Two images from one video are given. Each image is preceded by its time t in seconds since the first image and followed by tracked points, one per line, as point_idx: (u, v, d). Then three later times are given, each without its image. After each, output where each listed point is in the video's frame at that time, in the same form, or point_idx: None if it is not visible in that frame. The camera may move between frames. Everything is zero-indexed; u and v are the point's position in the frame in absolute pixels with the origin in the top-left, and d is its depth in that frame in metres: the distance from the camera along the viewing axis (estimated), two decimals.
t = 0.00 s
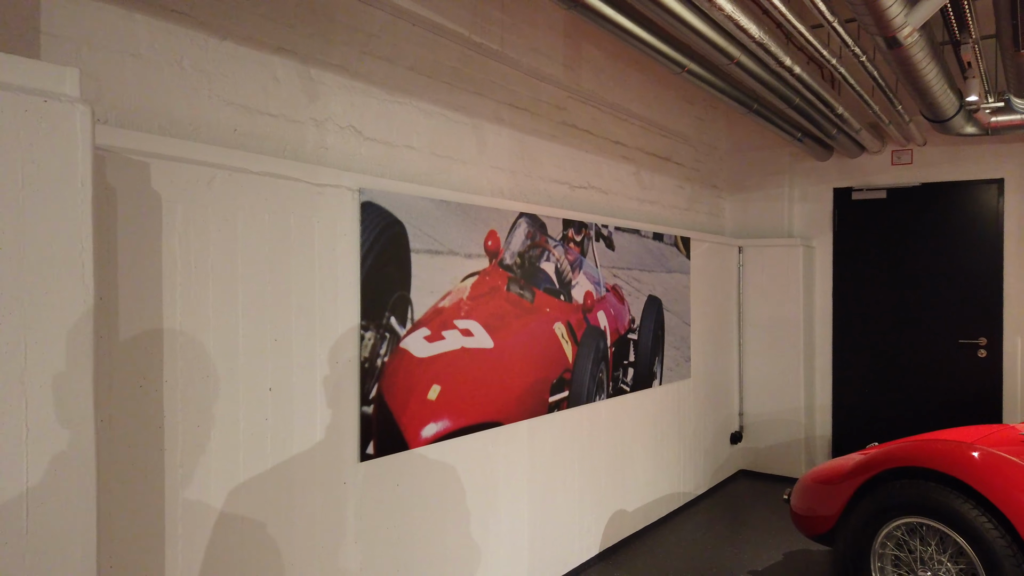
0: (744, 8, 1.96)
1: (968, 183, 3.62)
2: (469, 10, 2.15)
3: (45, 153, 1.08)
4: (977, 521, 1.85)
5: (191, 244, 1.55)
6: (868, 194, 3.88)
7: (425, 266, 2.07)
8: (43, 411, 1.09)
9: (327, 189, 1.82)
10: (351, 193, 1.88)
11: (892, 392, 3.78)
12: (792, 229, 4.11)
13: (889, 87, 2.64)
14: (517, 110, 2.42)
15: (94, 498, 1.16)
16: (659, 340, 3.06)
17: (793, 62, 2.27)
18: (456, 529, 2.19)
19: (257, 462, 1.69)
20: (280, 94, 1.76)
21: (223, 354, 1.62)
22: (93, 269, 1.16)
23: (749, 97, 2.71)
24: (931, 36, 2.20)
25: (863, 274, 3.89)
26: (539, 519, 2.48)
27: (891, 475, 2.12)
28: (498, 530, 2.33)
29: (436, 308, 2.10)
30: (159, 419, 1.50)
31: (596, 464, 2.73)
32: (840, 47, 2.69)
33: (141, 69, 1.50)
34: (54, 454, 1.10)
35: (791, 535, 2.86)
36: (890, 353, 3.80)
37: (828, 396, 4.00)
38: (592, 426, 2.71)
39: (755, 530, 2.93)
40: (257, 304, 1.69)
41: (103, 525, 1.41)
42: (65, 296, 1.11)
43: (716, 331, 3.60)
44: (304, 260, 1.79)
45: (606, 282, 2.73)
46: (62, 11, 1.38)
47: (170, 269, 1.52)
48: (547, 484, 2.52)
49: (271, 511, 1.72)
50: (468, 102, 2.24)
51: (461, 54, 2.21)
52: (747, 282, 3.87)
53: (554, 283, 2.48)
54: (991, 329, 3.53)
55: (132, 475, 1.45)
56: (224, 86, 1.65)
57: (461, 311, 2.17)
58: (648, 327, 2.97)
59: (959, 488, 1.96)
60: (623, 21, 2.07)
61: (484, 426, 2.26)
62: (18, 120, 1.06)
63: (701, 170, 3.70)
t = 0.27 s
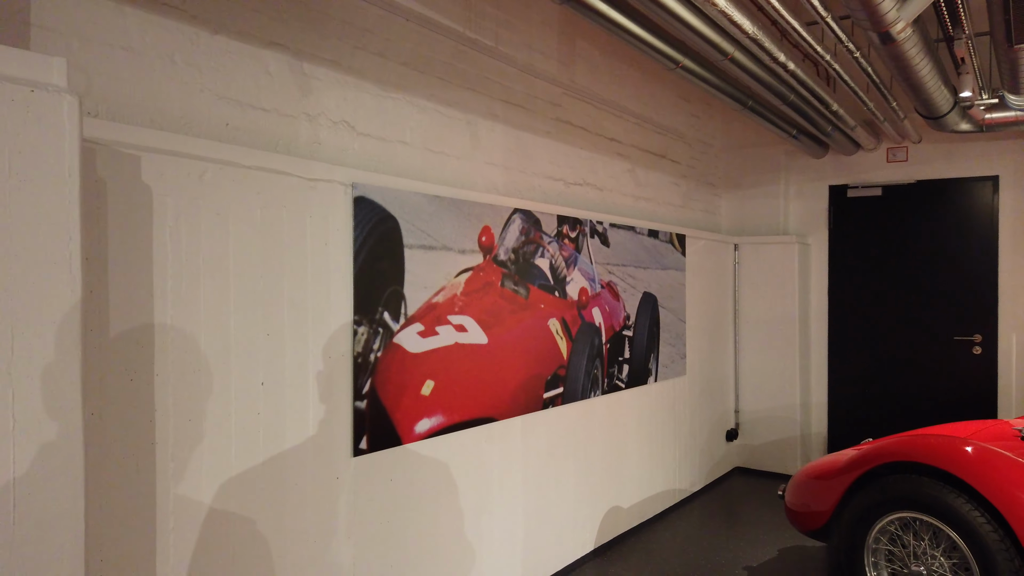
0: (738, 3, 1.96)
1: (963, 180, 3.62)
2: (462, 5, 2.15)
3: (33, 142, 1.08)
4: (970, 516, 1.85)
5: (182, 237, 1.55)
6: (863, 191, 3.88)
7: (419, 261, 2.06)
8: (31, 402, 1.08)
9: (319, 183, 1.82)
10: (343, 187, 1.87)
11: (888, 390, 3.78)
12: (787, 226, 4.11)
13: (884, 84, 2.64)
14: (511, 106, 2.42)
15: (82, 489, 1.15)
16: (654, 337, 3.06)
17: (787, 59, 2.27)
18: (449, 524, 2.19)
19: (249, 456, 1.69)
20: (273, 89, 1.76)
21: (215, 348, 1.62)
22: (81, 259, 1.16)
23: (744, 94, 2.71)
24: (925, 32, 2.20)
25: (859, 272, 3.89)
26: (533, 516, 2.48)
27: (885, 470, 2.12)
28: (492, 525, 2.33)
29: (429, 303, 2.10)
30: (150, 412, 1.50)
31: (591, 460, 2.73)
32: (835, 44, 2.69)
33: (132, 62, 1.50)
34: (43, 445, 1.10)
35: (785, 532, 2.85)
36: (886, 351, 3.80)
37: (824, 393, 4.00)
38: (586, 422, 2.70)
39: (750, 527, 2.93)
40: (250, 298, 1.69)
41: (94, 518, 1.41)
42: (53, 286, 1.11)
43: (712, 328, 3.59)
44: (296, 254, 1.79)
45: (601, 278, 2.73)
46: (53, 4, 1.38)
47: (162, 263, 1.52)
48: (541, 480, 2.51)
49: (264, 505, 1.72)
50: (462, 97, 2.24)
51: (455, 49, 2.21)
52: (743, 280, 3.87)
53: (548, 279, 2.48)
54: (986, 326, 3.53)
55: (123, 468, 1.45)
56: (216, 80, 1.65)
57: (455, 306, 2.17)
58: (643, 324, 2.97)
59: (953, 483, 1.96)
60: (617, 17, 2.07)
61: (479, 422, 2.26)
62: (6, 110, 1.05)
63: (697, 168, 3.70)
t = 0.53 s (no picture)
0: None
1: (956, 177, 3.62)
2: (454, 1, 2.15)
3: (18, 134, 1.08)
4: (960, 510, 1.86)
5: (172, 231, 1.55)
6: (857, 189, 3.89)
7: (410, 257, 2.06)
8: (17, 392, 1.08)
9: (310, 179, 1.82)
10: (334, 183, 1.87)
11: (881, 387, 3.78)
12: (781, 224, 4.12)
13: (876, 81, 2.64)
14: (504, 102, 2.42)
15: (69, 481, 1.15)
16: (648, 334, 3.06)
17: (779, 56, 2.27)
18: (441, 519, 2.19)
19: (240, 451, 1.69)
20: (264, 84, 1.76)
21: (205, 342, 1.62)
22: (67, 251, 1.16)
23: (737, 91, 2.71)
24: (916, 28, 2.20)
25: (853, 269, 3.90)
26: (526, 512, 2.48)
27: (876, 465, 2.13)
28: (484, 521, 2.33)
29: (421, 299, 2.10)
30: (139, 406, 1.50)
31: (584, 457, 2.73)
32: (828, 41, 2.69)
33: (122, 56, 1.50)
34: (29, 436, 1.10)
35: (778, 528, 2.86)
36: (879, 348, 3.80)
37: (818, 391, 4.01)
38: (580, 419, 2.70)
39: (743, 523, 2.93)
40: (240, 293, 1.69)
41: (82, 511, 1.41)
42: (39, 277, 1.11)
43: (706, 325, 3.60)
44: (286, 250, 1.79)
45: (595, 275, 2.73)
46: None
47: (151, 257, 1.52)
48: (534, 476, 2.52)
49: (253, 500, 1.72)
50: (455, 92, 2.24)
51: (447, 45, 2.21)
52: (737, 277, 3.87)
53: (541, 275, 2.48)
54: (978, 323, 3.54)
55: (111, 462, 1.45)
56: (207, 75, 1.65)
57: (447, 302, 2.17)
58: (637, 321, 2.97)
59: (944, 478, 1.96)
60: (609, 13, 2.07)
61: (471, 418, 2.26)
62: None
63: (690, 165, 3.70)
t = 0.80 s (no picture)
0: None
1: (944, 174, 3.64)
2: None
3: None
4: (945, 502, 1.87)
5: (154, 224, 1.55)
6: (845, 186, 3.90)
7: (397, 251, 2.06)
8: None
9: (296, 172, 1.82)
10: (320, 176, 1.87)
11: (871, 384, 3.79)
12: (771, 221, 4.13)
13: (864, 78, 2.65)
14: (492, 97, 2.42)
15: (47, 469, 1.15)
16: (637, 331, 3.06)
17: (766, 51, 2.27)
18: (428, 514, 2.19)
19: (224, 445, 1.69)
20: (249, 77, 1.76)
21: (188, 335, 1.61)
22: (45, 239, 1.15)
23: (725, 88, 2.71)
24: (901, 24, 2.21)
25: (842, 266, 3.91)
26: (514, 507, 2.48)
27: (862, 458, 2.14)
28: (471, 516, 2.33)
29: (408, 293, 2.10)
30: (121, 399, 1.50)
31: (572, 453, 2.73)
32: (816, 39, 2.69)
33: (105, 48, 1.49)
34: (7, 424, 1.09)
35: (766, 523, 2.86)
36: (868, 345, 3.81)
37: (807, 387, 4.02)
38: (569, 415, 2.71)
39: (731, 519, 2.93)
40: (225, 286, 1.69)
41: (62, 503, 1.40)
42: (16, 265, 1.11)
43: (695, 322, 3.60)
44: (271, 243, 1.79)
45: (583, 271, 2.74)
46: None
47: (133, 250, 1.52)
48: (522, 472, 2.52)
49: (238, 494, 1.72)
50: (442, 87, 2.24)
51: (435, 40, 2.21)
52: (727, 274, 3.88)
53: (529, 271, 2.48)
54: (966, 319, 3.56)
55: (92, 454, 1.45)
56: (191, 68, 1.64)
57: (434, 297, 2.17)
58: (626, 317, 2.98)
59: (929, 471, 1.98)
60: (596, 8, 2.07)
61: (459, 413, 2.27)
62: None
63: (680, 162, 3.71)
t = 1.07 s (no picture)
0: None
1: (930, 170, 3.65)
2: None
3: None
4: (928, 494, 1.89)
5: (134, 215, 1.54)
6: (832, 182, 3.91)
7: (381, 245, 2.06)
8: None
9: (278, 164, 1.82)
10: (302, 168, 1.87)
11: (859, 380, 3.80)
12: (759, 217, 4.14)
13: (850, 74, 2.65)
14: (477, 91, 2.41)
15: (20, 458, 1.14)
16: (625, 326, 3.06)
17: (752, 46, 2.27)
18: (414, 508, 2.19)
19: (206, 437, 1.68)
20: (231, 69, 1.76)
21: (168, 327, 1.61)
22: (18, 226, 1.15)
23: (712, 83, 2.71)
24: (886, 20, 2.22)
25: (831, 263, 3.92)
26: (500, 502, 2.48)
27: (847, 451, 2.16)
28: (457, 511, 2.33)
29: (393, 287, 2.10)
30: (100, 390, 1.49)
31: (559, 448, 2.73)
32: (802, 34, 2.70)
33: (83, 38, 1.49)
34: None
35: (753, 518, 2.86)
36: (857, 341, 3.82)
37: (796, 383, 4.02)
38: (556, 410, 2.71)
39: (718, 514, 2.94)
40: (206, 278, 1.69)
41: (38, 495, 1.39)
42: None
43: (683, 319, 3.61)
44: (253, 236, 1.79)
45: (570, 266, 2.74)
46: None
47: (112, 240, 1.51)
48: (509, 467, 2.51)
49: (219, 486, 1.71)
50: (428, 81, 2.24)
51: (420, 34, 2.21)
52: (715, 271, 3.89)
53: (515, 265, 2.48)
54: (952, 315, 3.57)
55: (69, 446, 1.44)
56: (171, 58, 1.64)
57: (419, 290, 2.17)
58: (613, 313, 2.98)
59: (912, 463, 2.00)
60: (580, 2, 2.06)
61: (445, 407, 2.27)
62: None
63: (668, 159, 3.72)
